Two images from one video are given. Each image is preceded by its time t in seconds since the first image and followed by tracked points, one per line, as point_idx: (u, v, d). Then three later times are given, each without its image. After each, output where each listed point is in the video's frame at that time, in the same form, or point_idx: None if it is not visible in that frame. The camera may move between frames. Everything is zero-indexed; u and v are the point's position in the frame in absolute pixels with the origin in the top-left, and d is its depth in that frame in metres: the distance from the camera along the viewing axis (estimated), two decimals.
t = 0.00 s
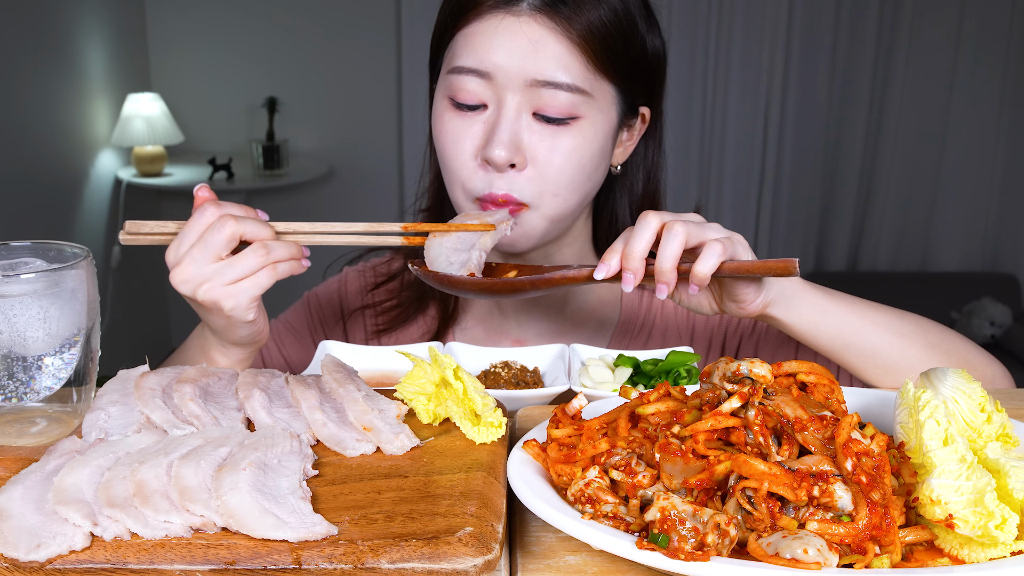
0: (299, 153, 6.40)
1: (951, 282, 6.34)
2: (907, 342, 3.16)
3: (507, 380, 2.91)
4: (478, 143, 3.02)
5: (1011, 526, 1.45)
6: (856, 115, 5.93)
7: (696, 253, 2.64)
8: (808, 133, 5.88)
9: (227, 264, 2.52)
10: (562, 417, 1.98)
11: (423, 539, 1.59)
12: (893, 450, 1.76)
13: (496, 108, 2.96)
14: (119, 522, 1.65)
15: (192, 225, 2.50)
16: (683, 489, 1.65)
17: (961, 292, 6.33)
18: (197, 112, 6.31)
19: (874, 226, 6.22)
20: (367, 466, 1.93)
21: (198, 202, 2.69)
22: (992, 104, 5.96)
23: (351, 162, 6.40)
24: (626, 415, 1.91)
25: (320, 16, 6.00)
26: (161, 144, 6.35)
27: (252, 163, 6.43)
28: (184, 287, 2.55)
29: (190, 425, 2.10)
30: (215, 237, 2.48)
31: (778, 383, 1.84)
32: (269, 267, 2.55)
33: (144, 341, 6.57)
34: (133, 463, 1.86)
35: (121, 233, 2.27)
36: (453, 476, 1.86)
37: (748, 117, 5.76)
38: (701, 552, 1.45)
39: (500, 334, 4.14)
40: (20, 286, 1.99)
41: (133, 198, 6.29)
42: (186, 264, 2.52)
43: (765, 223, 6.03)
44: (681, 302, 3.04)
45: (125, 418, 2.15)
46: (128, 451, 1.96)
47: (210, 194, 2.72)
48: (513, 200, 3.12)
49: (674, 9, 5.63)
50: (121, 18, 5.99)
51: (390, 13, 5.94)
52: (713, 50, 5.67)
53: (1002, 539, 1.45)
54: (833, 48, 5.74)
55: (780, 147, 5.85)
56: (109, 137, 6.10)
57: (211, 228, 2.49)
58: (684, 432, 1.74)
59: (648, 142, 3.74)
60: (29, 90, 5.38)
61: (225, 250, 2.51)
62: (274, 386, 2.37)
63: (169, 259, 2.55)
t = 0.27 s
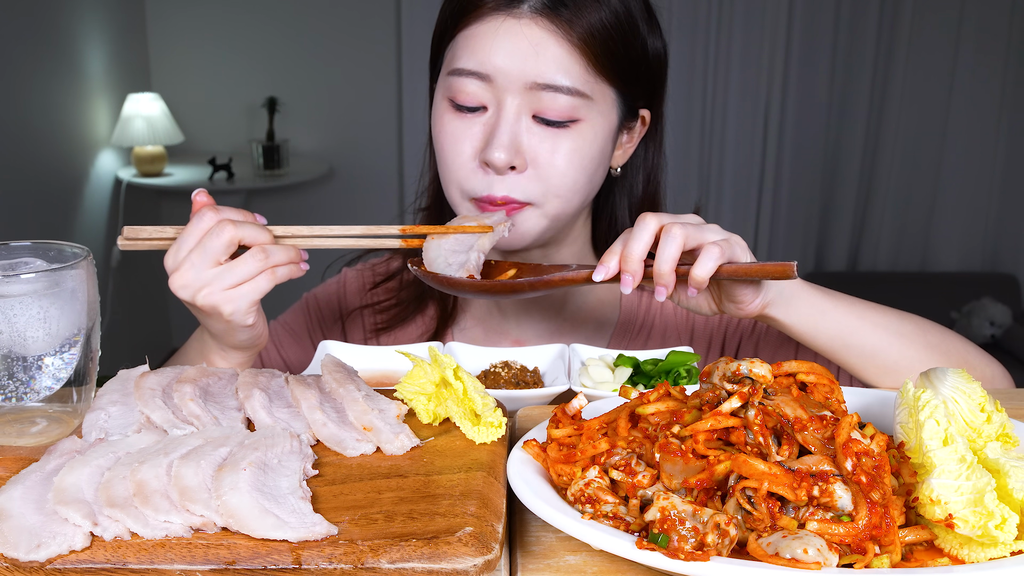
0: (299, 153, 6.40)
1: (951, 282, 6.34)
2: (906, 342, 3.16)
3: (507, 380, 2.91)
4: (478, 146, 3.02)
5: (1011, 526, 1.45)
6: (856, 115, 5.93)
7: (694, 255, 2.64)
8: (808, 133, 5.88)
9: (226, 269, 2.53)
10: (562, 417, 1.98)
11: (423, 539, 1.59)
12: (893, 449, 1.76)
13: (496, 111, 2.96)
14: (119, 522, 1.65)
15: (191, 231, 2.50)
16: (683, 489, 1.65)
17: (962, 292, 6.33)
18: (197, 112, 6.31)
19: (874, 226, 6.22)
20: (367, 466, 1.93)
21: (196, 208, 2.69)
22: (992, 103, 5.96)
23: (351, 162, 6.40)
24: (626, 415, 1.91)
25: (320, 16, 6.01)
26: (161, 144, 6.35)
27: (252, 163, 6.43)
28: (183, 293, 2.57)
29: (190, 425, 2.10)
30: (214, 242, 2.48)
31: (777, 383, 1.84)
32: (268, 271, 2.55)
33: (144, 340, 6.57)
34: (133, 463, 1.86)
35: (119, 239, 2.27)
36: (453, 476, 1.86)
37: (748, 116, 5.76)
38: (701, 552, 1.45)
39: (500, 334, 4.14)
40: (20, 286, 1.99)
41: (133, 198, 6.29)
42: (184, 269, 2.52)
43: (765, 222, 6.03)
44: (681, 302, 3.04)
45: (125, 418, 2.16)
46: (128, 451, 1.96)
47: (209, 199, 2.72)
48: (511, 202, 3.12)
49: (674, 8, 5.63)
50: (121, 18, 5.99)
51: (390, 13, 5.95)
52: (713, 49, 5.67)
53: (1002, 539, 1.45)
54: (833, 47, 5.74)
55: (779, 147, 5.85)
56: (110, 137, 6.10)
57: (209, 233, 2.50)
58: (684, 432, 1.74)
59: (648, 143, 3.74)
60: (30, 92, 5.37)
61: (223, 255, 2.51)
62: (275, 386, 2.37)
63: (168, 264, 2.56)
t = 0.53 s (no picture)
0: (299, 153, 6.40)
1: (951, 282, 6.34)
2: (906, 342, 3.16)
3: (507, 380, 2.91)
4: (477, 147, 3.02)
5: (1011, 526, 1.45)
6: (856, 115, 5.93)
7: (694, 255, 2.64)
8: (808, 132, 5.88)
9: (223, 271, 2.53)
10: (562, 417, 1.98)
11: (423, 539, 1.59)
12: (892, 449, 1.76)
13: (496, 112, 2.97)
14: (119, 522, 1.65)
15: (189, 233, 2.51)
16: (683, 489, 1.65)
17: (962, 293, 6.33)
18: (197, 112, 6.31)
19: (874, 226, 6.21)
20: (367, 466, 1.93)
21: (193, 209, 2.70)
22: (991, 103, 5.96)
23: (351, 162, 6.40)
24: (626, 415, 1.92)
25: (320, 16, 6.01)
26: (161, 144, 6.35)
27: (252, 163, 6.43)
28: (181, 295, 2.57)
29: (190, 425, 2.10)
30: (212, 244, 2.48)
31: (778, 383, 1.84)
32: (266, 273, 2.55)
33: (144, 340, 6.57)
34: (133, 463, 1.86)
35: (117, 241, 2.27)
36: (453, 476, 1.86)
37: (748, 116, 5.76)
38: (701, 552, 1.45)
39: (500, 334, 4.14)
40: (20, 286, 1.99)
41: (133, 198, 6.29)
42: (182, 271, 2.53)
43: (765, 222, 6.03)
44: (681, 303, 3.03)
45: (125, 418, 2.16)
46: (128, 451, 1.96)
47: (207, 201, 2.73)
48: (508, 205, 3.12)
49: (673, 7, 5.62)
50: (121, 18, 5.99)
51: (391, 13, 5.95)
52: (713, 49, 5.67)
53: (1002, 539, 1.45)
54: (833, 47, 5.74)
55: (779, 146, 5.85)
56: (109, 137, 6.10)
57: (206, 235, 2.50)
58: (684, 432, 1.74)
59: (648, 143, 3.74)
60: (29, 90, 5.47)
61: (221, 257, 2.51)
62: (275, 386, 2.37)
63: (166, 267, 2.57)
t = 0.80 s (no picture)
0: (299, 153, 6.40)
1: (952, 282, 6.34)
2: (906, 342, 3.16)
3: (507, 380, 2.91)
4: (477, 148, 3.02)
5: (1011, 526, 1.45)
6: (856, 115, 5.93)
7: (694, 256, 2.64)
8: (808, 132, 5.88)
9: (223, 273, 2.53)
10: (562, 417, 1.98)
11: (423, 539, 1.59)
12: (892, 449, 1.76)
13: (495, 113, 2.96)
14: (119, 522, 1.65)
15: (189, 234, 2.53)
16: (683, 489, 1.65)
17: (962, 292, 6.33)
18: (197, 112, 6.31)
19: (874, 226, 6.21)
20: (367, 466, 1.93)
21: (193, 211, 2.72)
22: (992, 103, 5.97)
23: (351, 162, 6.40)
24: (626, 415, 1.92)
25: (320, 16, 6.02)
26: (161, 144, 6.35)
27: (252, 163, 6.43)
28: (181, 297, 2.57)
29: (190, 425, 2.10)
30: (211, 245, 2.48)
31: (777, 383, 1.84)
32: (266, 275, 2.55)
33: (144, 340, 6.58)
34: (133, 463, 1.86)
35: (116, 242, 2.27)
36: (453, 476, 1.86)
37: (748, 115, 5.75)
38: (701, 552, 1.45)
39: (500, 334, 4.14)
40: (20, 286, 1.99)
41: (133, 198, 6.29)
42: (182, 273, 2.53)
43: (765, 222, 6.03)
44: (681, 303, 3.03)
45: (125, 417, 2.16)
46: (128, 451, 1.96)
47: (206, 203, 2.76)
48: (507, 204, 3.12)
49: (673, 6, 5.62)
50: (121, 18, 6.00)
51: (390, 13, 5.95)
52: (713, 48, 5.67)
53: (1002, 539, 1.45)
54: (833, 46, 5.74)
55: (780, 146, 5.85)
56: (109, 137, 6.11)
57: (206, 237, 2.51)
58: (684, 432, 1.74)
59: (648, 142, 3.75)
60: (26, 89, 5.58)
61: (221, 259, 2.52)
62: (275, 386, 2.37)
63: (167, 270, 2.58)
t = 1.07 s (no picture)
0: (299, 153, 6.40)
1: (952, 282, 6.34)
2: (906, 342, 3.16)
3: (507, 380, 2.91)
4: (477, 148, 3.02)
5: (1011, 526, 1.45)
6: (856, 115, 5.93)
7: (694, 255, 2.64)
8: (808, 132, 5.88)
9: (223, 274, 2.53)
10: (562, 416, 1.98)
11: (423, 539, 1.59)
12: (892, 449, 1.76)
13: (496, 112, 2.97)
14: (119, 522, 1.65)
15: (189, 236, 2.54)
16: (683, 489, 1.66)
17: (962, 292, 6.33)
18: (197, 112, 6.31)
19: (874, 226, 6.21)
20: (367, 466, 1.93)
21: (193, 212, 2.73)
22: (992, 103, 5.96)
23: (351, 162, 6.41)
24: (626, 415, 1.92)
25: (320, 16, 6.01)
26: (161, 144, 6.35)
27: (252, 163, 6.43)
28: (181, 298, 2.57)
29: (190, 425, 2.10)
30: (211, 247, 2.48)
31: (777, 383, 1.84)
32: (266, 276, 2.55)
33: (144, 340, 6.58)
34: (133, 463, 1.86)
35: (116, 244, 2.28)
36: (453, 476, 1.86)
37: (748, 115, 5.75)
38: (700, 551, 1.45)
39: (500, 334, 4.14)
40: (20, 285, 1.99)
41: (132, 197, 6.26)
42: (182, 275, 2.53)
43: (765, 221, 6.03)
44: (681, 303, 3.04)
45: (125, 417, 2.16)
46: (129, 450, 1.96)
47: (205, 204, 2.76)
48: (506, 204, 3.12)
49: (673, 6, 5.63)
50: (121, 18, 6.00)
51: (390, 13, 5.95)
52: (713, 48, 5.67)
53: (1002, 538, 1.45)
54: (833, 46, 5.74)
55: (779, 146, 5.85)
56: (109, 137, 6.11)
57: (206, 239, 2.51)
58: (684, 432, 1.74)
59: (648, 143, 3.75)
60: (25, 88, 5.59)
61: (221, 260, 2.52)
62: (275, 386, 2.37)
63: (167, 272, 2.58)
